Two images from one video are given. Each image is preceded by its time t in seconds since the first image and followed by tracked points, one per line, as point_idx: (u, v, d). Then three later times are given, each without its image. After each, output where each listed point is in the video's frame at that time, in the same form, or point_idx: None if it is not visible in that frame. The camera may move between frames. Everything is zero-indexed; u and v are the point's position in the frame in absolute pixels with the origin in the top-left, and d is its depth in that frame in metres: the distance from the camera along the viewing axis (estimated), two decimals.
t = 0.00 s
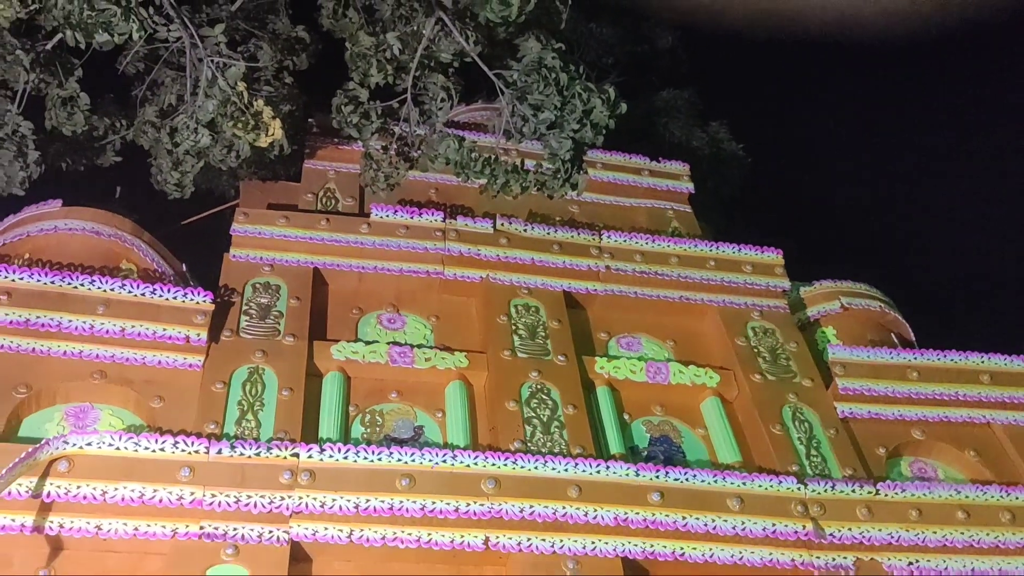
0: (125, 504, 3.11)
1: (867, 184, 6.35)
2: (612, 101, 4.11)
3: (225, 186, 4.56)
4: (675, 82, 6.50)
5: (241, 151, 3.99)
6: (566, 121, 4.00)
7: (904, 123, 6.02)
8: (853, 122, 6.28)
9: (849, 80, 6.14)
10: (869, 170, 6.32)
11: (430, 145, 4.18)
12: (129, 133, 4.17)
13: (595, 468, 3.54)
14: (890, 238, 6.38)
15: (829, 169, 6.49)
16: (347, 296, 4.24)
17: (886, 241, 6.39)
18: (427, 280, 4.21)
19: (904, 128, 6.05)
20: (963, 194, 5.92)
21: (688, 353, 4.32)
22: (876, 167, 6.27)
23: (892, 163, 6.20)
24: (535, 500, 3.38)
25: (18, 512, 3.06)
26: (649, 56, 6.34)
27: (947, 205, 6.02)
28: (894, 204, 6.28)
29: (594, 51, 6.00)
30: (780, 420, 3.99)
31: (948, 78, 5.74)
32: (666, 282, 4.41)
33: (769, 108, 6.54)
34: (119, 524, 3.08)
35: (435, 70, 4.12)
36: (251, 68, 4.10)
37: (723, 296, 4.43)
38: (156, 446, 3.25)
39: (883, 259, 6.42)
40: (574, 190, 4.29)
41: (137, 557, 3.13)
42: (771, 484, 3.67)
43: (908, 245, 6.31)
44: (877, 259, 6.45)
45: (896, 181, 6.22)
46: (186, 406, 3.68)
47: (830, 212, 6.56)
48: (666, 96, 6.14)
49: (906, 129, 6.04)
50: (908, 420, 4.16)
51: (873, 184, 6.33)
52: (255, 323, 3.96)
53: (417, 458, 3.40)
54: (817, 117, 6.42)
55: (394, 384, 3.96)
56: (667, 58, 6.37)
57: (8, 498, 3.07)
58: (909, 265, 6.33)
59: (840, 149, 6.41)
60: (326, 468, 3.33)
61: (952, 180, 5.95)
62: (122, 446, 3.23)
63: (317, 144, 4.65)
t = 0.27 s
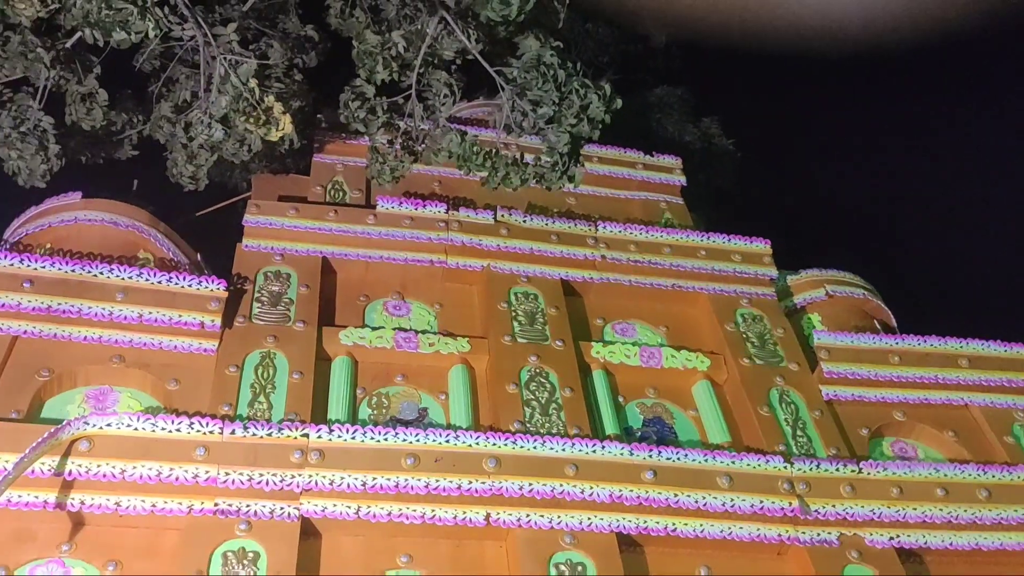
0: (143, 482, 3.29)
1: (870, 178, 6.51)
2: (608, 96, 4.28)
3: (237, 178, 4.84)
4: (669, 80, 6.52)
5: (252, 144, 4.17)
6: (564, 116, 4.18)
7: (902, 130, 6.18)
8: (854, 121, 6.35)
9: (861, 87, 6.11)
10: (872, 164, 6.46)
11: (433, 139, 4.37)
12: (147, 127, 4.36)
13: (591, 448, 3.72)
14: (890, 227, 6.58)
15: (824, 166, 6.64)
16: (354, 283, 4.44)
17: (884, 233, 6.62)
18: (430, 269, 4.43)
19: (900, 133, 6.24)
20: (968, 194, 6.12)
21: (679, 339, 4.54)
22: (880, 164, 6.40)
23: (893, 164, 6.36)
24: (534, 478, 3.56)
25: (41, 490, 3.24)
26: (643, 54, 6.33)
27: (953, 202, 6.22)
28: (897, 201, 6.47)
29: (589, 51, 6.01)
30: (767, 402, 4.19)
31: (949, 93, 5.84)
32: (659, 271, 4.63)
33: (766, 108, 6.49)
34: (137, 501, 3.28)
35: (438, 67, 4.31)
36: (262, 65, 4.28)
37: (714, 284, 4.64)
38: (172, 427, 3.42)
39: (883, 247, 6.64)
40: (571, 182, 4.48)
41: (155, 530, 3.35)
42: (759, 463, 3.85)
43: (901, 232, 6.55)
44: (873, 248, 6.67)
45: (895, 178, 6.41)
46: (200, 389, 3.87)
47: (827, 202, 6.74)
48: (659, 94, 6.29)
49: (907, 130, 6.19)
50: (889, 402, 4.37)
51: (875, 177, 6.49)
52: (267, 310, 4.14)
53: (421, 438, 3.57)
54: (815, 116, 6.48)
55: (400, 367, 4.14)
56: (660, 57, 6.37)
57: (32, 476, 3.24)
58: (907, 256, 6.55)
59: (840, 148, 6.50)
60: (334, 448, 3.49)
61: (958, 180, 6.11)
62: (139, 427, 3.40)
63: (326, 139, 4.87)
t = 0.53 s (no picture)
0: (160, 466, 3.43)
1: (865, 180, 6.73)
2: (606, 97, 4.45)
3: (249, 176, 5.13)
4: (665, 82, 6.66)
5: (263, 143, 4.32)
6: (563, 116, 4.35)
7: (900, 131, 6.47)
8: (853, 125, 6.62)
9: (859, 91, 6.44)
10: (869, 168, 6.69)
11: (438, 138, 4.55)
12: (162, 126, 4.54)
13: (588, 433, 3.88)
14: (884, 221, 6.76)
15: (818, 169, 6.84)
16: (362, 276, 4.63)
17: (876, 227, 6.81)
18: (434, 262, 4.65)
19: (896, 134, 6.49)
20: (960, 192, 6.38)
21: (672, 329, 4.76)
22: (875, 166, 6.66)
23: (889, 166, 6.61)
24: (533, 462, 3.73)
25: (62, 473, 3.37)
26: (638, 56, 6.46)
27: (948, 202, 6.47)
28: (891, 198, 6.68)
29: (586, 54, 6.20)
30: (757, 390, 4.38)
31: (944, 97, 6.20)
32: (653, 264, 4.86)
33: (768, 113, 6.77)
34: (153, 484, 3.41)
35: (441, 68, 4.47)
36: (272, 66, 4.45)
37: (705, 277, 4.88)
38: (188, 414, 3.57)
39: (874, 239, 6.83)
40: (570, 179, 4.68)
41: (170, 513, 3.49)
42: (749, 448, 4.01)
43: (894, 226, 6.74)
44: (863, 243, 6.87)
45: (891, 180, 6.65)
46: (214, 377, 4.03)
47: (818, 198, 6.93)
48: (653, 94, 6.51)
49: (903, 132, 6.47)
50: (874, 390, 4.58)
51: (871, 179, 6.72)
52: (278, 302, 4.31)
53: (425, 424, 3.73)
54: (813, 123, 6.73)
55: (404, 356, 4.33)
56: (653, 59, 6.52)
57: (53, 460, 3.39)
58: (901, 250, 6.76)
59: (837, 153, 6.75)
60: (342, 433, 3.65)
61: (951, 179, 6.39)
62: (156, 413, 3.54)
63: (335, 137, 5.10)
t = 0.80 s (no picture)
0: (173, 451, 3.59)
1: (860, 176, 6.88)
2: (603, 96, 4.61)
3: (259, 173, 5.26)
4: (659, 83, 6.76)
5: (272, 141, 4.47)
6: (561, 114, 4.51)
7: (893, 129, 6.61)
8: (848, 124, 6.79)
9: (853, 95, 6.58)
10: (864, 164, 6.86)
11: (440, 136, 4.72)
12: (175, 124, 4.71)
13: (587, 421, 4.06)
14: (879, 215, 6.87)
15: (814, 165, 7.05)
16: (367, 269, 4.81)
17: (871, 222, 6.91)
18: (437, 256, 4.83)
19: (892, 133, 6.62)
20: (957, 190, 6.45)
21: (666, 321, 4.95)
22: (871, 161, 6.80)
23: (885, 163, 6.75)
24: (532, 449, 3.91)
25: (80, 459, 3.52)
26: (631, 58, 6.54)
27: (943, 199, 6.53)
28: (886, 193, 6.81)
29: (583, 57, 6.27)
30: (747, 379, 4.56)
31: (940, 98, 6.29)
32: (648, 258, 5.06)
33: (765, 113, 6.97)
34: (167, 469, 3.57)
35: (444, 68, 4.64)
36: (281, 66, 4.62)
37: (698, 270, 5.08)
38: (200, 401, 3.73)
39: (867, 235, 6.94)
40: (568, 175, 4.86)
41: (184, 497, 3.65)
42: (740, 435, 4.18)
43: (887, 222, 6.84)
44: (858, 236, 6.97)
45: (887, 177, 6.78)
46: (225, 368, 4.16)
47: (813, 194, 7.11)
48: (649, 94, 6.62)
49: (897, 132, 6.62)
50: (860, 379, 4.76)
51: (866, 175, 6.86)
52: (286, 294, 4.48)
53: (429, 412, 3.91)
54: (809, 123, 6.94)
55: (408, 347, 4.50)
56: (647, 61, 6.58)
57: (71, 446, 3.53)
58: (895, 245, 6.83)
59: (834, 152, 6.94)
60: (349, 421, 3.82)
61: (947, 176, 6.47)
62: (169, 401, 3.69)
63: (341, 135, 5.30)
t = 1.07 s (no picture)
0: (175, 442, 3.60)
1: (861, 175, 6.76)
2: (603, 87, 4.61)
3: (259, 163, 5.24)
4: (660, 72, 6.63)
5: (272, 131, 4.49)
6: (561, 105, 4.52)
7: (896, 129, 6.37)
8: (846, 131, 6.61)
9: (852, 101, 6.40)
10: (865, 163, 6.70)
11: (441, 127, 4.72)
12: (176, 114, 4.72)
13: (586, 412, 4.07)
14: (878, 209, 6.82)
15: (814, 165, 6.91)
16: (367, 260, 4.81)
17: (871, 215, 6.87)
18: (437, 247, 4.84)
19: (889, 135, 6.44)
20: (956, 191, 6.36)
21: (665, 312, 4.96)
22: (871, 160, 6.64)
23: (886, 162, 6.59)
24: (532, 439, 3.91)
25: (81, 449, 3.54)
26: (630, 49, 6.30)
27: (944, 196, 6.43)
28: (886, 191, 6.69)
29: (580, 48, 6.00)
30: (747, 370, 4.56)
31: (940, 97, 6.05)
32: (648, 249, 5.07)
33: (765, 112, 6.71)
34: (168, 460, 3.58)
35: (444, 58, 4.63)
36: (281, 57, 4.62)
37: (698, 261, 5.08)
38: (201, 391, 3.73)
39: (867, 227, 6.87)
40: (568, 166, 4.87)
41: (185, 487, 3.66)
42: (740, 426, 4.19)
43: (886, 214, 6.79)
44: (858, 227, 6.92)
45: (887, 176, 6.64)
46: (226, 358, 4.16)
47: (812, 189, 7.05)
48: (650, 85, 6.61)
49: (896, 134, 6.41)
50: (859, 370, 4.77)
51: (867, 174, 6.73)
52: (287, 284, 4.48)
53: (429, 403, 3.92)
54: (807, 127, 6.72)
55: (409, 337, 4.50)
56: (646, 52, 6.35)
57: (73, 436, 3.55)
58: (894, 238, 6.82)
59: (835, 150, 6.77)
60: (349, 411, 3.83)
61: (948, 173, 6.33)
62: (170, 391, 3.70)
63: (341, 126, 5.31)
